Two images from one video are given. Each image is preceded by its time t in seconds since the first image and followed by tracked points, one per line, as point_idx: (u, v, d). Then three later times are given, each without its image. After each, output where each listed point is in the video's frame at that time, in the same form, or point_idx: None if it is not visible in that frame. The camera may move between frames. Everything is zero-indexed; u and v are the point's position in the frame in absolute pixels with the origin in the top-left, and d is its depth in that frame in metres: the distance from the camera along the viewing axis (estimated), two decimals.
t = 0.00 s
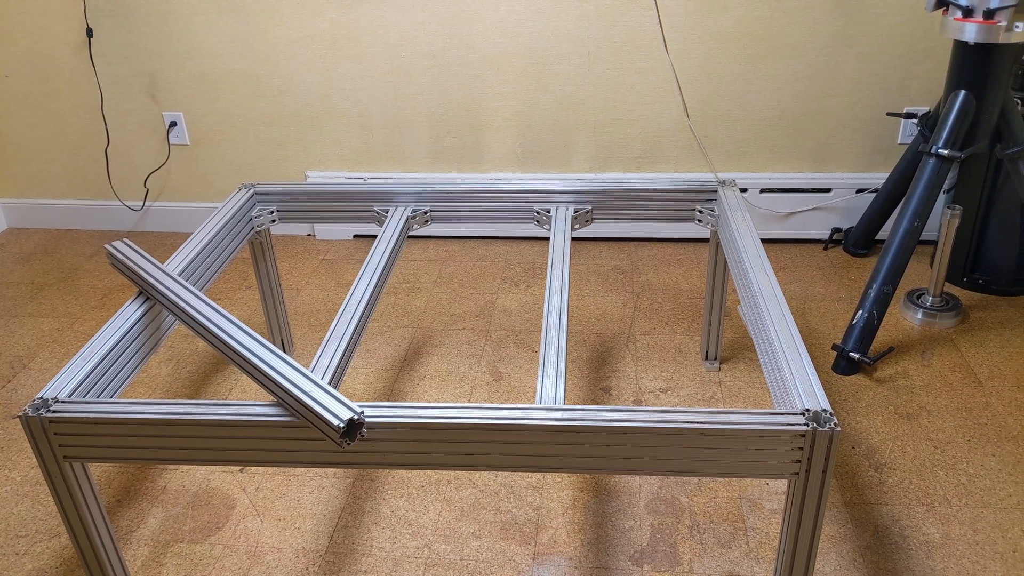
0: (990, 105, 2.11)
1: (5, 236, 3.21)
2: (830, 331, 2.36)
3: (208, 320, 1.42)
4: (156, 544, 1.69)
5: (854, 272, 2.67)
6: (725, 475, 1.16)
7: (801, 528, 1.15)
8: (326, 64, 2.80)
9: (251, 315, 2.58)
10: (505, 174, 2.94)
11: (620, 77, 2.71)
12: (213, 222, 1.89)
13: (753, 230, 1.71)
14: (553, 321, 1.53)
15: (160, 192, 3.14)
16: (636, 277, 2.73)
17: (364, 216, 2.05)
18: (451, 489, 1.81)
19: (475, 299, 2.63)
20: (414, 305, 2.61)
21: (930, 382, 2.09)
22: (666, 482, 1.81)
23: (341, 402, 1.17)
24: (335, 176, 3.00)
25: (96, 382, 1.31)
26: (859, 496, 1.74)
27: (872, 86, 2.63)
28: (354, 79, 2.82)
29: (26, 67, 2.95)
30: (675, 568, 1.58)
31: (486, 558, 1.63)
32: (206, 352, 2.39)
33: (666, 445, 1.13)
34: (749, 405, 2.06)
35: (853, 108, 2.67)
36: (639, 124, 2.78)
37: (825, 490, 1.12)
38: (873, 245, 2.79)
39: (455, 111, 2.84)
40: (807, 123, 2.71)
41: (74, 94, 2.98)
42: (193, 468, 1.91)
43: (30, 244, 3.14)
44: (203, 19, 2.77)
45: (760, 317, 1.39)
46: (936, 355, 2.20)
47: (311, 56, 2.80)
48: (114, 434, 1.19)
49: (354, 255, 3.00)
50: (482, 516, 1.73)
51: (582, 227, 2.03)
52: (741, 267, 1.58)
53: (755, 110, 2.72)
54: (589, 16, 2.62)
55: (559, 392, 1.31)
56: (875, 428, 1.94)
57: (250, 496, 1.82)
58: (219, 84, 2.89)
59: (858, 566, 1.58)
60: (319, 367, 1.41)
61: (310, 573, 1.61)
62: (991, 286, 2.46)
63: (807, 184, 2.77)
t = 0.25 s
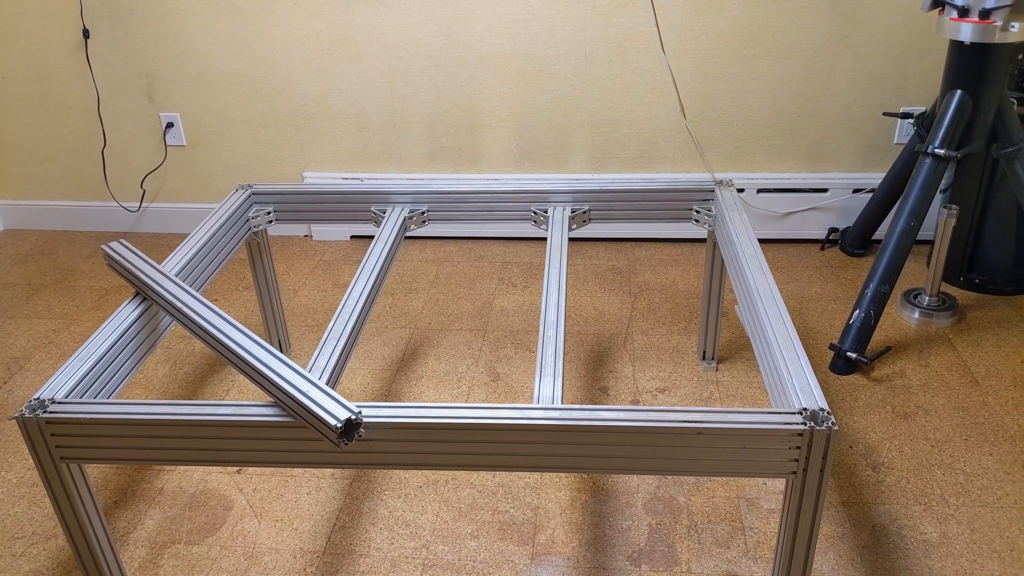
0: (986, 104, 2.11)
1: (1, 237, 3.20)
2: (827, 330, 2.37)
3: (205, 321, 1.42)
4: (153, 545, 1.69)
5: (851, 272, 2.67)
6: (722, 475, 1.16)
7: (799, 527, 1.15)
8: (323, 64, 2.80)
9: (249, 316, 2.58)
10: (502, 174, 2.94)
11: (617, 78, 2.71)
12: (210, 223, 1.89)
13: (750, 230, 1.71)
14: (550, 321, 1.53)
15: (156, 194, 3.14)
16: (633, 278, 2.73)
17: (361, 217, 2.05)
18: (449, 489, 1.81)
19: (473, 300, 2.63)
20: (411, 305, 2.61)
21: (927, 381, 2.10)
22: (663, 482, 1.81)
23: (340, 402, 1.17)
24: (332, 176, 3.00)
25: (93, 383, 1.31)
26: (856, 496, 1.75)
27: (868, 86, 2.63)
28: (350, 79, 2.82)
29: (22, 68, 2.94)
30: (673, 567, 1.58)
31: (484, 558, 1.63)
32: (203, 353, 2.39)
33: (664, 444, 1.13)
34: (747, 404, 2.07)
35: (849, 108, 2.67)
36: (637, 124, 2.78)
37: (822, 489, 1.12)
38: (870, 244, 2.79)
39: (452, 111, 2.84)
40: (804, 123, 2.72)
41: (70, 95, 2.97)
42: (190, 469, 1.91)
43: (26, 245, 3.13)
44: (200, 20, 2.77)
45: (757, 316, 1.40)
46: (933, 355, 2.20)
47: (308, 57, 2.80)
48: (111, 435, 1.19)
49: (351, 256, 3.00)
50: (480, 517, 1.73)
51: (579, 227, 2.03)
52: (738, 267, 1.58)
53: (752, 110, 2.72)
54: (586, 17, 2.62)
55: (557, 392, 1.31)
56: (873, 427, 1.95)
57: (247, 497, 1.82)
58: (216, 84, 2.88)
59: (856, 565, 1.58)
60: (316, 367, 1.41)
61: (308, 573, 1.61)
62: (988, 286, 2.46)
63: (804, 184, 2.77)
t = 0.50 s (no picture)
0: (983, 104, 2.11)
1: None
2: (824, 330, 2.37)
3: (203, 321, 1.42)
4: (150, 547, 1.68)
5: (849, 272, 2.67)
6: (721, 475, 1.16)
7: (798, 527, 1.15)
8: (320, 65, 2.80)
9: (246, 317, 2.58)
10: (499, 175, 2.94)
11: (615, 78, 2.71)
12: (208, 224, 1.88)
13: (748, 230, 1.71)
14: (549, 321, 1.53)
15: (153, 195, 3.13)
16: (631, 278, 2.73)
17: (359, 218, 2.05)
18: (447, 490, 1.81)
19: (470, 300, 2.63)
20: (409, 306, 2.61)
21: (925, 381, 2.10)
22: (662, 482, 1.81)
23: (338, 402, 1.16)
24: (330, 177, 3.00)
25: (90, 385, 1.30)
26: (855, 495, 1.75)
27: (865, 86, 2.63)
28: (348, 80, 2.82)
29: (18, 69, 2.94)
30: (672, 568, 1.58)
31: (482, 559, 1.62)
32: (201, 354, 2.38)
33: (663, 444, 1.13)
34: (745, 404, 2.07)
35: (846, 109, 2.68)
36: (634, 124, 2.78)
37: (821, 488, 1.12)
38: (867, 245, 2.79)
39: (450, 112, 2.84)
40: (801, 123, 2.72)
41: (67, 96, 2.97)
42: (188, 471, 1.91)
43: (23, 247, 3.12)
44: (196, 20, 2.76)
45: (755, 316, 1.39)
46: (931, 355, 2.20)
47: (305, 58, 2.79)
48: (107, 436, 1.18)
49: (349, 257, 2.99)
50: (478, 517, 1.73)
51: (577, 227, 2.03)
52: (737, 267, 1.58)
53: (749, 111, 2.72)
54: (584, 17, 2.62)
55: (555, 392, 1.31)
56: (871, 427, 1.95)
57: (245, 499, 1.81)
58: (213, 85, 2.88)
59: (855, 565, 1.58)
60: (314, 368, 1.41)
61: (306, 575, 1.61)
62: (985, 286, 2.46)
63: (801, 184, 2.77)
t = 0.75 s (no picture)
0: (981, 104, 2.12)
1: None
2: (823, 330, 2.37)
3: (201, 321, 1.42)
4: (150, 547, 1.68)
5: (847, 272, 2.68)
6: (721, 473, 1.16)
7: (797, 525, 1.15)
8: (319, 65, 2.80)
9: (245, 318, 2.58)
10: (497, 175, 2.94)
11: (613, 78, 2.71)
12: (206, 224, 1.88)
13: (746, 230, 1.71)
14: (548, 321, 1.53)
15: (152, 195, 3.13)
16: (629, 278, 2.73)
17: (358, 218, 2.05)
18: (446, 490, 1.81)
19: (469, 300, 2.63)
20: (407, 306, 2.61)
21: (923, 380, 2.10)
22: (661, 482, 1.81)
23: (338, 402, 1.16)
24: (328, 178, 3.00)
25: (90, 385, 1.30)
26: (854, 494, 1.75)
27: (863, 86, 2.64)
28: (346, 80, 2.82)
29: (17, 70, 2.93)
30: (671, 567, 1.58)
31: (482, 558, 1.62)
32: (199, 354, 2.38)
33: (663, 443, 1.13)
34: (744, 404, 2.07)
35: (844, 109, 2.68)
36: (633, 124, 2.79)
37: (820, 487, 1.12)
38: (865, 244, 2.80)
39: (448, 112, 2.84)
40: (799, 123, 2.72)
41: (65, 96, 2.97)
42: (187, 471, 1.91)
43: (21, 247, 3.12)
44: (194, 21, 2.76)
45: (754, 315, 1.40)
46: (929, 354, 2.21)
47: (303, 58, 2.79)
48: (107, 437, 1.18)
49: (347, 257, 2.99)
50: (477, 517, 1.73)
51: (575, 227, 2.03)
52: (735, 266, 1.59)
53: (747, 111, 2.72)
54: (582, 17, 2.62)
55: (554, 391, 1.31)
56: (869, 426, 1.95)
57: (244, 499, 1.81)
58: (211, 86, 2.88)
59: (854, 564, 1.58)
60: (313, 368, 1.41)
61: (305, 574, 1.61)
62: (983, 285, 2.47)
63: (799, 184, 2.78)
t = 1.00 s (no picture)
0: (979, 104, 2.12)
1: None
2: (822, 329, 2.38)
3: (201, 321, 1.42)
4: (150, 546, 1.68)
5: (845, 271, 2.68)
6: (720, 472, 1.16)
7: (796, 524, 1.15)
8: (318, 65, 2.80)
9: (244, 317, 2.58)
10: (496, 175, 2.94)
11: (612, 78, 2.71)
12: (206, 224, 1.89)
13: (745, 229, 1.72)
14: (547, 320, 1.53)
15: (151, 195, 3.13)
16: (628, 278, 2.73)
17: (357, 218, 2.05)
18: (446, 489, 1.81)
19: (468, 300, 2.64)
20: (407, 306, 2.61)
21: (922, 379, 2.11)
22: (660, 481, 1.81)
23: (338, 401, 1.17)
24: (327, 178, 3.00)
25: (90, 384, 1.30)
26: (853, 493, 1.75)
27: (861, 86, 2.64)
28: (346, 80, 2.82)
29: (16, 70, 2.94)
30: (670, 565, 1.59)
31: (481, 557, 1.63)
32: (199, 354, 2.39)
33: (662, 442, 1.13)
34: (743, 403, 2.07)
35: (843, 109, 2.69)
36: (632, 124, 2.79)
37: (820, 485, 1.13)
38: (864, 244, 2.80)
39: (447, 112, 2.84)
40: (798, 123, 2.73)
41: (64, 96, 2.97)
42: (186, 471, 1.91)
43: (20, 248, 3.12)
44: (194, 21, 2.76)
45: (753, 315, 1.40)
46: (928, 353, 2.21)
47: (303, 58, 2.80)
48: (107, 436, 1.19)
49: (346, 257, 3.00)
50: (477, 516, 1.73)
51: (574, 227, 2.03)
52: (734, 266, 1.59)
53: (746, 111, 2.73)
54: (581, 17, 2.62)
55: (554, 390, 1.31)
56: (868, 425, 1.95)
57: (244, 498, 1.81)
58: (210, 86, 2.88)
59: (853, 563, 1.58)
60: (313, 368, 1.41)
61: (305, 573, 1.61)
62: (981, 285, 2.47)
63: (798, 184, 2.78)
